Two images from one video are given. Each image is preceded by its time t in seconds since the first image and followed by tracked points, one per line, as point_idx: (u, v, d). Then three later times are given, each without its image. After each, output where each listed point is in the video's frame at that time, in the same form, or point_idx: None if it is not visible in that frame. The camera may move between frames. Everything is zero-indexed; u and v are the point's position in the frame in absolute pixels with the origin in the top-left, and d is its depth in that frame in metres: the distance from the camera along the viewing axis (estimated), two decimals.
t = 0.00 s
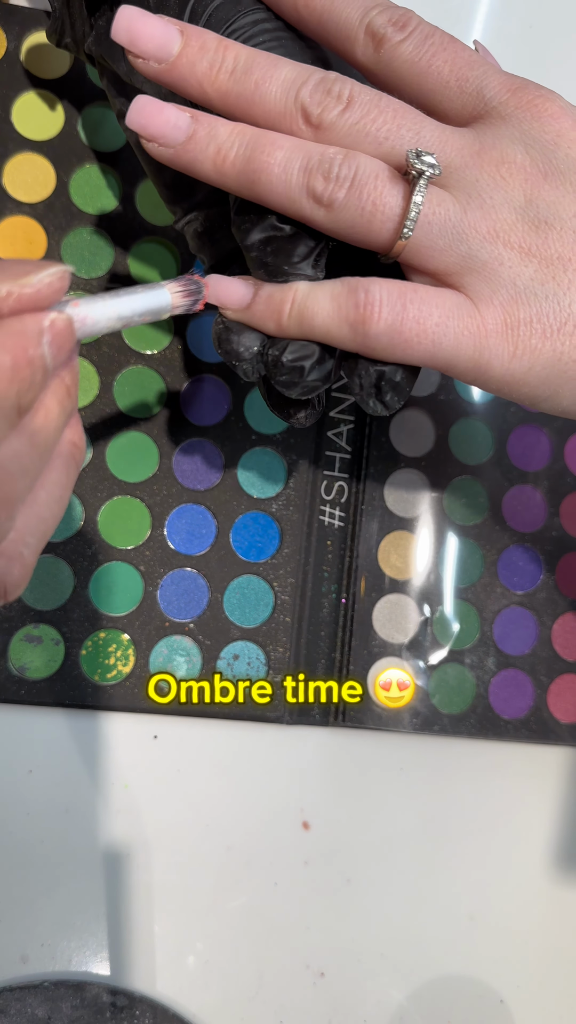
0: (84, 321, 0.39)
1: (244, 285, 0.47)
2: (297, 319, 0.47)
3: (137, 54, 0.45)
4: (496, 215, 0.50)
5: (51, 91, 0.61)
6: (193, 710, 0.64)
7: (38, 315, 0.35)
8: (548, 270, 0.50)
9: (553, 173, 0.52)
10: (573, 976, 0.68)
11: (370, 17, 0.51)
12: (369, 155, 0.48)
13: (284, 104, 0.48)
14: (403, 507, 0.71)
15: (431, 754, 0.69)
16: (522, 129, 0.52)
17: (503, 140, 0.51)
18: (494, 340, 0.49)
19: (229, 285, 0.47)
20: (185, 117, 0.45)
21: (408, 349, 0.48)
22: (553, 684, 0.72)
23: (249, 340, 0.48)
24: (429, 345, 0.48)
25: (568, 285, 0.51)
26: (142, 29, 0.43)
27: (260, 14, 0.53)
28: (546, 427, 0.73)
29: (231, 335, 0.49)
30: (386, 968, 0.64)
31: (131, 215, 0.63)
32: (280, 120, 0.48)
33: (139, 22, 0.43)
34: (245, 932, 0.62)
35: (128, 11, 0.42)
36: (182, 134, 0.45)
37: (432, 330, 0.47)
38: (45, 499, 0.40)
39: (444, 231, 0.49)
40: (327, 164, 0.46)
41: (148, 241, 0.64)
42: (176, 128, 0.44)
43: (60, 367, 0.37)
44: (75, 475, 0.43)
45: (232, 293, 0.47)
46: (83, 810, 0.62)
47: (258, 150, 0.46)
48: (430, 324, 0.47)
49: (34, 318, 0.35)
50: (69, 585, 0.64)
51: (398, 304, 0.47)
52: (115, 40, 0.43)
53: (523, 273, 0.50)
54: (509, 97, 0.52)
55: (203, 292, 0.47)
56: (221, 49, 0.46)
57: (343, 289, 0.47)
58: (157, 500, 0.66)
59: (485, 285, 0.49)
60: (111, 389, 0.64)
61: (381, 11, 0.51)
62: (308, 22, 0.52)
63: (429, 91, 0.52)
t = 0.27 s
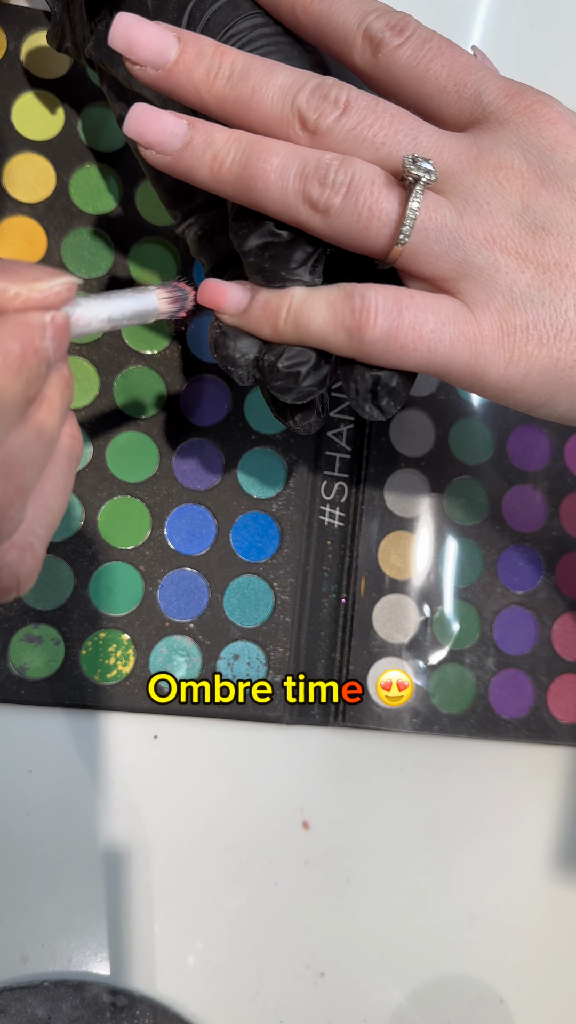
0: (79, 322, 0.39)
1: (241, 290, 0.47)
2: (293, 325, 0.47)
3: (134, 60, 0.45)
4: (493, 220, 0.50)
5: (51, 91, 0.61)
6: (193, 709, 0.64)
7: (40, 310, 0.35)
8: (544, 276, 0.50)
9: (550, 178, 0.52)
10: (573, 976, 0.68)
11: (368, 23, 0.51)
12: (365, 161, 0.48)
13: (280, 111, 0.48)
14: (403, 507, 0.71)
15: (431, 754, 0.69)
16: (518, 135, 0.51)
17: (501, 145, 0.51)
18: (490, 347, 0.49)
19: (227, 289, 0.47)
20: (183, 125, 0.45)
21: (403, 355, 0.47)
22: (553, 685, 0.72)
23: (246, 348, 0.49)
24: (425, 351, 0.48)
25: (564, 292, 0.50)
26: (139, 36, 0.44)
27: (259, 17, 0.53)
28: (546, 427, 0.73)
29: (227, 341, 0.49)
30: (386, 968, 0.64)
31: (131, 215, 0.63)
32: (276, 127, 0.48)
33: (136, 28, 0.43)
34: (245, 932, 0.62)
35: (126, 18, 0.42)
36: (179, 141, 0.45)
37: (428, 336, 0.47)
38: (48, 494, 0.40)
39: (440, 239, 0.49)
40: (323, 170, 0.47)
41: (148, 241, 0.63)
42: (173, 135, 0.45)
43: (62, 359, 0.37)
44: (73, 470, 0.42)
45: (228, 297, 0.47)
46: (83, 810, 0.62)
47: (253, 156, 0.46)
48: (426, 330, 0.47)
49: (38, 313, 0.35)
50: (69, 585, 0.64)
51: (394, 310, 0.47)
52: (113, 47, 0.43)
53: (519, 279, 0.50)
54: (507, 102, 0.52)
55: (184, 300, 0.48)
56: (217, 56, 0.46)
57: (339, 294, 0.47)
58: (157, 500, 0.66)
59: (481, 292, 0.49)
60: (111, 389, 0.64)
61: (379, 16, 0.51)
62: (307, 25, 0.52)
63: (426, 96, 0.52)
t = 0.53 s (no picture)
0: (87, 321, 0.39)
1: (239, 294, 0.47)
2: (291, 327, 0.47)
3: (133, 66, 0.45)
4: (491, 222, 0.50)
5: (51, 91, 0.61)
6: (193, 709, 0.64)
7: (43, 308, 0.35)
8: (542, 278, 0.50)
9: (548, 180, 0.52)
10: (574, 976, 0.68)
11: (365, 25, 0.51)
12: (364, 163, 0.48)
13: (278, 114, 0.48)
14: (403, 507, 0.71)
15: (430, 754, 0.69)
16: (516, 137, 0.51)
17: (498, 147, 0.51)
18: (487, 350, 0.48)
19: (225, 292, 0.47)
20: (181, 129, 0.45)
21: (401, 359, 0.47)
22: (553, 684, 0.72)
23: (244, 349, 0.49)
24: (423, 354, 0.47)
25: (562, 294, 0.50)
26: (137, 41, 0.44)
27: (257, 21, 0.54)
28: (546, 427, 0.73)
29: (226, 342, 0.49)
30: (386, 968, 0.64)
31: (131, 215, 0.63)
32: (274, 129, 0.48)
33: (134, 34, 0.44)
34: (246, 932, 0.62)
35: (123, 24, 0.43)
36: (178, 145, 0.45)
37: (426, 339, 0.47)
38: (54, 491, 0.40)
39: (439, 240, 0.49)
40: (322, 172, 0.47)
41: (148, 241, 0.63)
42: (172, 139, 0.45)
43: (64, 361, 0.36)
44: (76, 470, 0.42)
45: (227, 301, 0.47)
46: (83, 810, 0.62)
47: (252, 159, 0.46)
48: (423, 334, 0.47)
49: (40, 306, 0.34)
50: (69, 584, 0.64)
51: (391, 314, 0.47)
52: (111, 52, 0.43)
53: (518, 281, 0.50)
54: (504, 104, 0.52)
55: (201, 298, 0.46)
56: (215, 60, 0.46)
57: (337, 298, 0.47)
58: (157, 500, 0.66)
59: (479, 294, 0.49)
60: (111, 389, 0.64)
61: (376, 18, 0.51)
62: (304, 28, 0.52)
63: (424, 98, 0.52)
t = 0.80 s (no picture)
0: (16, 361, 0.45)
1: (243, 303, 0.48)
2: (295, 333, 0.48)
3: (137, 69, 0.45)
4: (492, 223, 0.50)
5: (51, 91, 0.61)
6: (192, 709, 0.65)
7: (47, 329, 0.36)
8: (543, 278, 0.50)
9: (549, 180, 0.52)
10: (574, 976, 0.68)
11: (369, 23, 0.51)
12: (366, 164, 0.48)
13: (281, 115, 0.48)
14: (403, 507, 0.71)
15: (430, 754, 0.69)
16: (518, 137, 0.51)
17: (500, 148, 0.51)
18: (488, 351, 0.49)
19: (228, 301, 0.47)
20: (185, 132, 0.45)
21: (402, 363, 0.48)
22: (553, 685, 0.72)
23: (253, 355, 0.50)
24: (423, 358, 0.48)
25: (563, 294, 0.50)
26: (141, 44, 0.44)
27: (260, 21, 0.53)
28: (546, 427, 0.73)
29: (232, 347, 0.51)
30: (386, 968, 0.64)
31: (131, 215, 0.63)
32: (277, 131, 0.48)
33: (138, 37, 0.44)
34: (246, 932, 0.62)
35: (128, 26, 0.43)
36: (182, 148, 0.45)
37: (426, 344, 0.48)
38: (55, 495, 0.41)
39: (440, 241, 0.49)
40: (324, 174, 0.46)
41: (148, 240, 0.64)
42: (176, 141, 0.45)
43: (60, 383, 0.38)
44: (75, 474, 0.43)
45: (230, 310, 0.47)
46: (83, 811, 0.62)
47: (254, 162, 0.46)
48: (424, 338, 0.47)
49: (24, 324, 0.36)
50: (69, 584, 0.64)
51: (391, 320, 0.47)
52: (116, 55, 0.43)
53: (518, 282, 0.50)
54: (507, 105, 0.52)
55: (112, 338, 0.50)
56: (219, 63, 0.46)
57: (337, 303, 0.47)
58: (157, 500, 0.66)
59: (479, 296, 0.49)
60: (111, 389, 0.64)
61: (380, 17, 0.51)
62: (307, 27, 0.52)
63: (428, 98, 0.52)
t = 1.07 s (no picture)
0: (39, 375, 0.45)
1: (233, 318, 0.47)
2: (289, 344, 0.48)
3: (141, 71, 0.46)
4: (484, 226, 0.50)
5: (51, 91, 0.61)
6: (193, 709, 0.65)
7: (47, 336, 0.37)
8: (533, 281, 0.50)
9: (544, 181, 0.52)
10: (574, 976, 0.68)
11: (375, 15, 0.51)
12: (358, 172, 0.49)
13: (279, 118, 0.49)
14: (403, 507, 0.71)
15: (429, 753, 0.70)
16: (515, 138, 0.52)
17: (495, 149, 0.51)
18: (476, 355, 0.49)
19: (219, 318, 0.47)
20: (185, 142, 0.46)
21: (391, 369, 0.49)
22: (552, 684, 0.72)
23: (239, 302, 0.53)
24: (411, 365, 0.49)
25: (553, 296, 0.50)
26: (144, 47, 0.44)
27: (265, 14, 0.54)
28: (545, 427, 0.73)
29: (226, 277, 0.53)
30: (386, 968, 0.65)
31: (131, 215, 0.63)
32: (276, 133, 0.49)
33: (141, 42, 0.44)
34: (246, 932, 0.63)
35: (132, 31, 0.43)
36: (182, 158, 0.46)
37: (414, 351, 0.48)
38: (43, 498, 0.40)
39: (431, 246, 0.49)
40: (317, 183, 0.48)
41: (148, 241, 0.64)
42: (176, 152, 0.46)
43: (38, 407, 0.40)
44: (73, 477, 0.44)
45: (222, 326, 0.47)
46: (83, 810, 0.62)
47: (251, 171, 0.47)
48: (411, 344, 0.48)
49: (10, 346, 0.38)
50: (70, 584, 0.64)
51: (378, 330, 0.48)
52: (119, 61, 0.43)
53: (508, 285, 0.50)
54: (506, 104, 0.52)
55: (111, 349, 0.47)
56: (219, 66, 0.47)
57: (329, 315, 0.48)
58: (157, 500, 0.66)
59: (468, 299, 0.49)
60: (111, 389, 0.65)
61: (387, 9, 0.51)
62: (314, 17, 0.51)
63: (429, 96, 0.52)
